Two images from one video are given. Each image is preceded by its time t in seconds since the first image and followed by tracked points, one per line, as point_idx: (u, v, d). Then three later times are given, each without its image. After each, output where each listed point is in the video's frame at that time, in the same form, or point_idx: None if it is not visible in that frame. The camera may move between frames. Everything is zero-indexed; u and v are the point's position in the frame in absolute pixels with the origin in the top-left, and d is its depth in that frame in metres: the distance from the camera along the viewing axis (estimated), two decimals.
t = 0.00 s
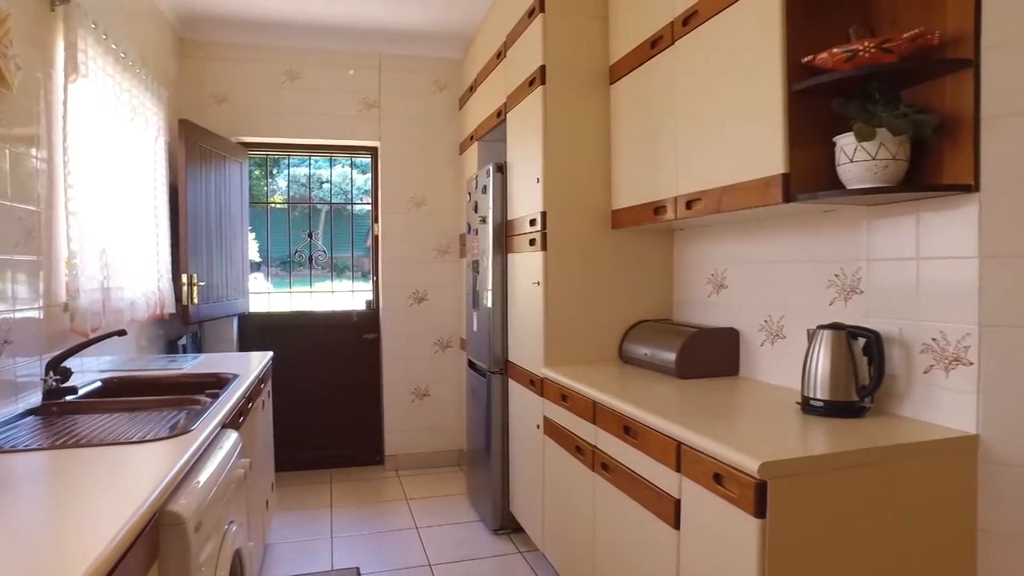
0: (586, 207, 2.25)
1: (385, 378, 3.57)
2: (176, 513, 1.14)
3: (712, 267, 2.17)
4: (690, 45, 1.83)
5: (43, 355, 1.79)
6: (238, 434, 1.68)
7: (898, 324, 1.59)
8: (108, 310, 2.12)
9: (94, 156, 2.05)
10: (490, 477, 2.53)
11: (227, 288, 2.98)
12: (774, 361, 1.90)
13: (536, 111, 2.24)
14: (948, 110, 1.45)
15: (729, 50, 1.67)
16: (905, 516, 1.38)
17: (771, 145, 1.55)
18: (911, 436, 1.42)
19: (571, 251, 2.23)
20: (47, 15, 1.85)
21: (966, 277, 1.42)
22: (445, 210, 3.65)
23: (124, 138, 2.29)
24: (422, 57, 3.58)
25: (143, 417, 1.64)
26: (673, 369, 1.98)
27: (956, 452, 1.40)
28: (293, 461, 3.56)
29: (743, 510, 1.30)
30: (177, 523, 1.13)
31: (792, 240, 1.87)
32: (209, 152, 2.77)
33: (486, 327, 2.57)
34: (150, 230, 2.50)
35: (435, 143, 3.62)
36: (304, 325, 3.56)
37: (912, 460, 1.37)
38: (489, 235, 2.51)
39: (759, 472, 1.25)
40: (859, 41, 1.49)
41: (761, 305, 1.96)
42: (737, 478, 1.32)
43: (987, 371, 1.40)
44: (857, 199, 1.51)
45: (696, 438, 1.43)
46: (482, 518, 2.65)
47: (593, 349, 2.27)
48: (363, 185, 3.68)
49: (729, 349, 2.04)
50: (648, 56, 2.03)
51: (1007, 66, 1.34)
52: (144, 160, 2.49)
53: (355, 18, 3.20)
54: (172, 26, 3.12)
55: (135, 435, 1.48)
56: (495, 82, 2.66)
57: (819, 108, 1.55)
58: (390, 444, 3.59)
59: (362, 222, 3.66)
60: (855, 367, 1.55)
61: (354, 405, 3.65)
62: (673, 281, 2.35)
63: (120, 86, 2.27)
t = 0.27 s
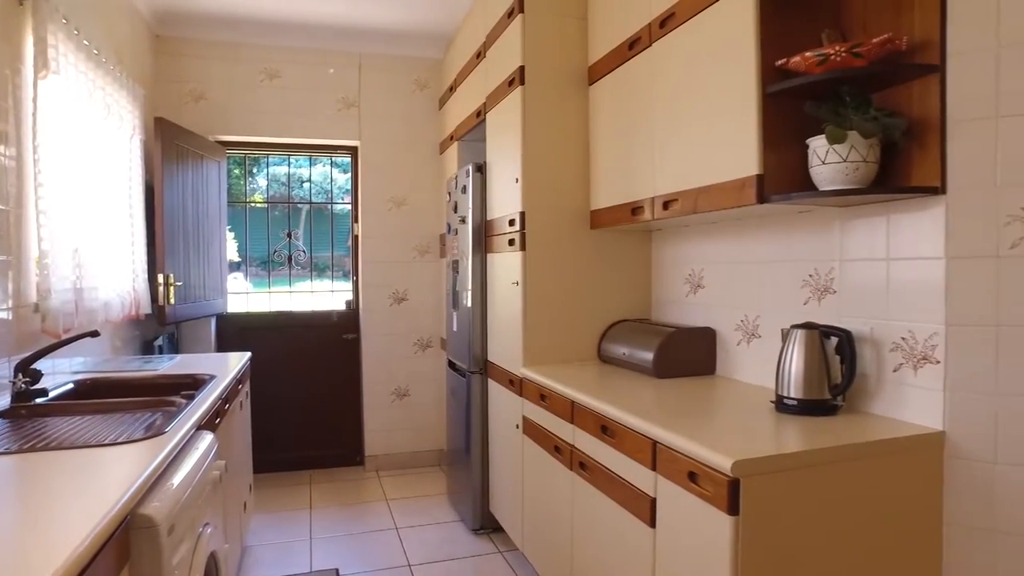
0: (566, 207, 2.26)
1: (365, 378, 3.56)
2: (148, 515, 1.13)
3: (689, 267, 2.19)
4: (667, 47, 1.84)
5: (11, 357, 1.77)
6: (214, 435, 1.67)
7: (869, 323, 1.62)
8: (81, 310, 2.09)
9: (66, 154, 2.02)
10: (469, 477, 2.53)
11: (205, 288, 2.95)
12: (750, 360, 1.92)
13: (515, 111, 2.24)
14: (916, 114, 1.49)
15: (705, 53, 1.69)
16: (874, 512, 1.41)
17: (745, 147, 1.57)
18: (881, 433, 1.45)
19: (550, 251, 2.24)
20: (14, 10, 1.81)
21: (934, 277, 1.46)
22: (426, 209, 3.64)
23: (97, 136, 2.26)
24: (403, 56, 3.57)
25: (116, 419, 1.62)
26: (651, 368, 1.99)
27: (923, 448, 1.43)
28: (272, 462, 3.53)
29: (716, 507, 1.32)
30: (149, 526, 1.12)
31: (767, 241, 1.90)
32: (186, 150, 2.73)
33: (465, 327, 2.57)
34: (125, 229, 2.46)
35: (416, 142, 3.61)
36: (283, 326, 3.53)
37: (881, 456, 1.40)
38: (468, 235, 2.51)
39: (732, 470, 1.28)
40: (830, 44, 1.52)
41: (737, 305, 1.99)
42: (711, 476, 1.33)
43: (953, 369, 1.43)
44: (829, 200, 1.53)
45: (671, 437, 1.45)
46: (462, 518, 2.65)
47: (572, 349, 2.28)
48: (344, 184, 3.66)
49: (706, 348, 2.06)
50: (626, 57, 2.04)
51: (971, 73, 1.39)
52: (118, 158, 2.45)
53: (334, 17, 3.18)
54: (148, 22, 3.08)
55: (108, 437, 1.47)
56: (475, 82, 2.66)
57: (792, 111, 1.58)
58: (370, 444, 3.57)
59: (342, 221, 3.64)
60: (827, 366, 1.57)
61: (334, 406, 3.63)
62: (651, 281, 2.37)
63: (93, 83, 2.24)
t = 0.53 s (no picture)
0: (548, 207, 2.26)
1: (348, 379, 3.54)
2: (123, 520, 1.11)
3: (670, 267, 2.20)
4: (647, 48, 1.85)
5: None
6: (192, 437, 1.65)
7: (846, 323, 1.64)
8: (55, 311, 2.05)
9: (39, 152, 1.99)
10: (452, 477, 2.52)
11: (185, 288, 2.91)
12: (730, 359, 1.94)
13: (497, 111, 2.24)
14: (891, 116, 1.52)
15: (685, 55, 1.70)
16: (851, 509, 1.43)
17: (724, 149, 1.58)
18: (857, 431, 1.47)
19: (533, 251, 2.24)
20: None
21: (909, 278, 1.48)
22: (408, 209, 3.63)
23: (72, 134, 2.22)
24: (385, 55, 3.55)
25: (92, 422, 1.59)
26: (632, 368, 2.00)
27: (898, 446, 1.46)
28: (253, 464, 3.50)
29: (695, 507, 1.33)
30: (124, 531, 1.10)
31: (746, 241, 1.92)
32: (165, 149, 2.70)
33: (448, 327, 2.56)
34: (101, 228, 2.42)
35: (398, 142, 3.60)
36: (264, 326, 3.50)
37: (857, 454, 1.42)
38: (450, 235, 2.51)
39: (710, 469, 1.29)
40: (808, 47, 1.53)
41: (718, 305, 2.01)
42: (690, 476, 1.35)
43: (927, 368, 1.46)
44: (807, 202, 1.55)
45: (651, 438, 1.46)
46: (444, 518, 2.65)
47: (554, 348, 2.29)
48: (326, 183, 3.63)
49: (687, 348, 2.07)
50: (607, 58, 2.05)
51: (944, 78, 1.42)
52: (94, 156, 2.41)
53: (315, 15, 3.16)
54: (125, 18, 3.03)
55: (83, 440, 1.44)
56: (457, 82, 2.65)
57: (771, 113, 1.59)
58: (352, 445, 3.56)
59: (324, 221, 3.61)
60: (805, 366, 1.59)
61: (316, 407, 3.61)
62: (633, 281, 2.38)
63: (68, 80, 2.20)
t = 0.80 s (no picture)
0: (530, 208, 2.27)
1: (329, 379, 3.52)
2: (97, 525, 1.10)
3: (651, 268, 2.22)
4: (628, 50, 1.86)
5: None
6: (169, 440, 1.63)
7: (823, 323, 1.67)
8: (29, 312, 2.02)
9: (11, 150, 1.95)
10: (433, 477, 2.52)
11: (164, 289, 2.88)
12: (709, 359, 1.96)
13: (479, 111, 2.24)
14: (866, 120, 1.55)
15: (664, 58, 1.72)
16: (826, 507, 1.45)
17: (703, 151, 1.59)
18: (832, 430, 1.49)
19: (514, 251, 2.24)
20: None
21: (883, 279, 1.50)
22: (390, 209, 3.62)
23: (45, 131, 2.18)
24: (367, 54, 3.54)
25: (66, 425, 1.57)
26: (613, 368, 2.02)
27: (872, 445, 1.48)
28: (234, 465, 3.47)
29: (674, 506, 1.35)
30: (98, 536, 1.09)
31: (725, 242, 1.93)
32: (143, 147, 2.66)
33: (429, 327, 2.56)
34: (77, 228, 2.39)
35: (380, 141, 3.59)
36: (245, 327, 3.47)
37: (833, 453, 1.44)
38: (432, 236, 2.51)
39: (688, 469, 1.30)
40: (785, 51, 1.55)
41: (697, 305, 2.02)
42: (669, 475, 1.36)
43: (901, 367, 1.48)
44: (784, 203, 1.57)
45: (631, 438, 1.47)
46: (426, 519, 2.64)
47: (536, 348, 2.30)
48: (308, 183, 3.61)
49: (667, 348, 2.09)
50: (588, 59, 2.06)
51: (916, 83, 1.45)
52: (69, 154, 2.37)
53: (296, 13, 3.13)
54: (101, 14, 2.99)
55: (57, 443, 1.42)
56: (440, 82, 2.65)
57: (749, 115, 1.61)
58: (334, 446, 3.54)
59: (306, 220, 3.59)
60: (783, 366, 1.60)
61: (297, 407, 3.58)
62: (614, 281, 2.39)
63: (41, 77, 2.17)
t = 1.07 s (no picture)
0: (511, 208, 2.27)
1: (311, 380, 3.50)
2: (69, 530, 1.08)
3: (632, 268, 2.23)
4: (608, 52, 1.87)
5: None
6: (146, 442, 1.61)
7: (800, 323, 1.69)
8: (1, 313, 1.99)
9: None
10: (416, 478, 2.51)
11: (142, 289, 2.84)
12: (689, 359, 1.97)
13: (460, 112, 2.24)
14: (842, 123, 1.57)
15: (645, 60, 1.73)
16: (803, 505, 1.47)
17: (682, 153, 1.61)
18: (808, 430, 1.51)
19: (496, 252, 2.24)
20: None
21: (860, 280, 1.53)
22: (372, 209, 3.60)
23: (18, 129, 2.14)
24: (349, 53, 3.52)
25: (40, 428, 1.54)
26: (593, 369, 2.02)
27: (848, 443, 1.51)
28: (214, 467, 3.44)
29: (652, 506, 1.36)
30: (70, 541, 1.07)
31: (705, 243, 1.95)
32: (120, 146, 2.62)
33: (411, 327, 2.55)
34: (51, 227, 2.35)
35: (362, 141, 3.57)
36: (225, 327, 3.44)
37: (809, 451, 1.46)
38: (414, 236, 2.50)
39: (666, 469, 1.31)
40: (763, 54, 1.57)
41: (678, 305, 2.04)
42: (647, 475, 1.36)
43: (876, 367, 1.51)
44: (761, 205, 1.58)
45: (610, 438, 1.47)
46: (408, 519, 2.64)
47: (518, 349, 2.30)
48: (289, 182, 3.58)
49: (648, 348, 2.10)
50: (570, 61, 2.06)
51: (890, 87, 1.47)
52: (43, 152, 2.33)
53: (277, 11, 3.11)
54: (77, 11, 2.94)
55: (30, 447, 1.40)
56: (421, 82, 2.64)
57: (728, 118, 1.62)
58: (315, 447, 3.52)
59: (287, 219, 3.56)
60: (761, 366, 1.61)
61: (278, 408, 3.56)
62: (596, 281, 2.40)
63: (13, 73, 2.13)
